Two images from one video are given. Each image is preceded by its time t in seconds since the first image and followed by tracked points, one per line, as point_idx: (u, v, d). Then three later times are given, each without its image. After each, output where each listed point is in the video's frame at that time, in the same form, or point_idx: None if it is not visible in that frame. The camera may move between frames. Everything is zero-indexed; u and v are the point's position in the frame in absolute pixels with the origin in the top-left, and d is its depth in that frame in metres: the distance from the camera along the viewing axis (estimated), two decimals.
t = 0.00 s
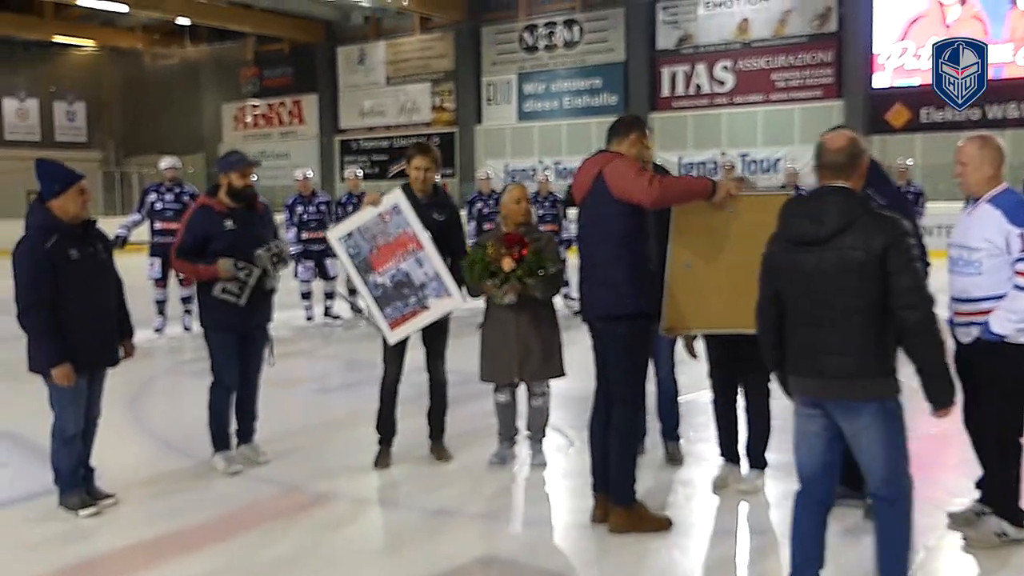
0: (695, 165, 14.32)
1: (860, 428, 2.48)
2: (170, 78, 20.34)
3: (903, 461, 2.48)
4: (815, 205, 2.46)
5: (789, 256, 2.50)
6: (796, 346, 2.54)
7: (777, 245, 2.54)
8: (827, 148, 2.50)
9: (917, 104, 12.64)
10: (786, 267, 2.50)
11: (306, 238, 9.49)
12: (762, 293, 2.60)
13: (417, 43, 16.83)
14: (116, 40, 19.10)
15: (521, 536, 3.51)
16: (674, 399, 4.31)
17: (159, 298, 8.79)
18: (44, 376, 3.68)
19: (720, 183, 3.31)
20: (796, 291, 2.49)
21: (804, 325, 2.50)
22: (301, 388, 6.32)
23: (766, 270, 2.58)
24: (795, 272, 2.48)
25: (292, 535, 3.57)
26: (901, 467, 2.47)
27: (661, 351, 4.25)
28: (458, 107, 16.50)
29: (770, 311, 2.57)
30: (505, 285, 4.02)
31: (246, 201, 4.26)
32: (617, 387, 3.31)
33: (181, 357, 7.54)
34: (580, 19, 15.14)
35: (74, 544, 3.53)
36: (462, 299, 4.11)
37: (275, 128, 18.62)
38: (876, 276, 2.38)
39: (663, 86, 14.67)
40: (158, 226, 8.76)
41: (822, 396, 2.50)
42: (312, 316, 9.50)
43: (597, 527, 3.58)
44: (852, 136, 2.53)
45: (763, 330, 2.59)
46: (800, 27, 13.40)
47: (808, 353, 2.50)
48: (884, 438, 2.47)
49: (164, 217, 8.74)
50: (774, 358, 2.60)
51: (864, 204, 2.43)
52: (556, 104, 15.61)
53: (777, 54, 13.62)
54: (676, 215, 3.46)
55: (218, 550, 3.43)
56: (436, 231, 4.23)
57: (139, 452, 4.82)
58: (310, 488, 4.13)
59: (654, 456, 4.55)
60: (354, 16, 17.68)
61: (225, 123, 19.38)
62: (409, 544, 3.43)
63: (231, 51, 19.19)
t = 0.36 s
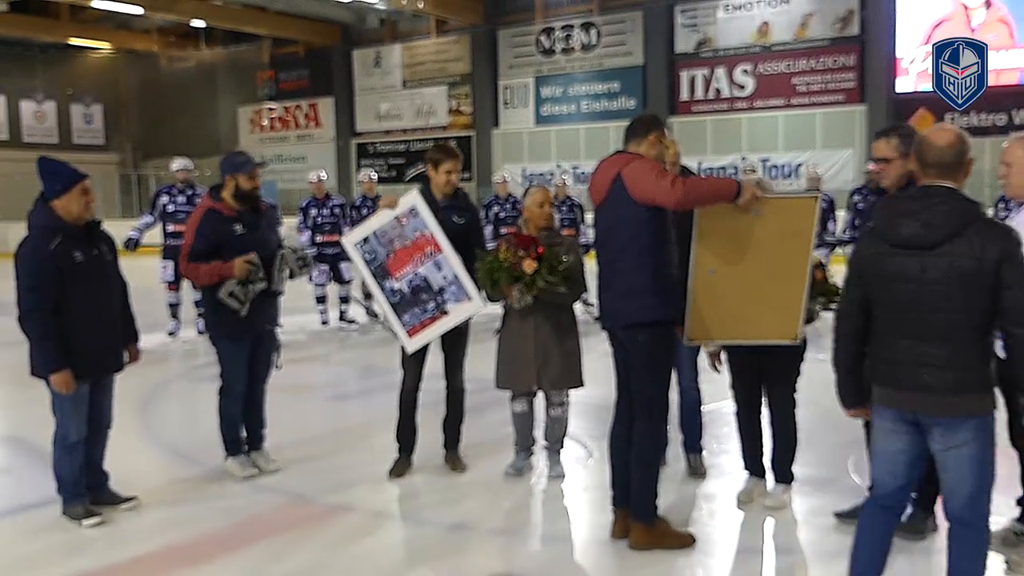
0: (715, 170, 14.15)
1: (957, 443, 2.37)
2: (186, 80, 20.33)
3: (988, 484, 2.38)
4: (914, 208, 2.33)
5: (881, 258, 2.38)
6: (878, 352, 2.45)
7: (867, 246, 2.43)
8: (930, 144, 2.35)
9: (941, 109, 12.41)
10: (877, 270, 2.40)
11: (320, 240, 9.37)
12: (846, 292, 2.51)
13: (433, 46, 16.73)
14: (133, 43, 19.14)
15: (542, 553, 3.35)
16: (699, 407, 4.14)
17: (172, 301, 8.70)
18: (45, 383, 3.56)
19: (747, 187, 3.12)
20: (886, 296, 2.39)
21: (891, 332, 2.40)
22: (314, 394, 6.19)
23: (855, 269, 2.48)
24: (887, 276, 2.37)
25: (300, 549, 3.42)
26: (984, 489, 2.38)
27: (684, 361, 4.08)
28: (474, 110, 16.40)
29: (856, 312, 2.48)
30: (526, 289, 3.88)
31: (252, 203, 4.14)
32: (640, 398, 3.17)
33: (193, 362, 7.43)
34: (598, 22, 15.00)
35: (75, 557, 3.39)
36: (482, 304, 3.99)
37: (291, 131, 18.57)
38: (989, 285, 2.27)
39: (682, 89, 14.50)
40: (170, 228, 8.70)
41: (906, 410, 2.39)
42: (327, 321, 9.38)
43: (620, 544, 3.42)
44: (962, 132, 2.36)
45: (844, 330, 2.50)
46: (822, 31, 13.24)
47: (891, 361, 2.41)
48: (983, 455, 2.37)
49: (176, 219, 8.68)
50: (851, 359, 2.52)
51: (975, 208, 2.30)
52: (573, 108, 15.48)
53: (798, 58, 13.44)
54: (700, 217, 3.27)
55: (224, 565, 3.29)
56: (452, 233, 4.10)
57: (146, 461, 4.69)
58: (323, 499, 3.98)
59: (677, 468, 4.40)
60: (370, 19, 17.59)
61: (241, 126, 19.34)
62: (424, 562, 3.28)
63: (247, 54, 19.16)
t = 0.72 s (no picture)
0: (721, 172, 14.04)
1: (1016, 458, 2.28)
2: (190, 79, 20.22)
3: None
4: (989, 210, 2.21)
5: (949, 262, 2.26)
6: (940, 361, 2.33)
7: (932, 251, 2.30)
8: (996, 148, 2.28)
9: (949, 112, 12.28)
10: (945, 275, 2.27)
11: (320, 241, 9.28)
12: (902, 299, 2.37)
13: (438, 46, 16.62)
14: (135, 41, 19.05)
15: (544, 568, 3.23)
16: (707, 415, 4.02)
17: (170, 302, 8.58)
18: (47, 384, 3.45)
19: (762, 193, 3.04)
20: (954, 303, 2.26)
21: (956, 341, 2.28)
22: (312, 399, 6.08)
23: (914, 275, 2.34)
24: (958, 282, 2.25)
25: (294, 562, 3.30)
26: None
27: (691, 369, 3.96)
28: (478, 110, 16.28)
29: (913, 320, 2.35)
30: (530, 289, 3.76)
31: (248, 203, 4.10)
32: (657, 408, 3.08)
33: (191, 364, 7.32)
34: (603, 23, 14.88)
35: (60, 570, 3.27)
36: (482, 306, 3.88)
37: (295, 131, 18.48)
38: None
39: (688, 91, 14.38)
40: (168, 227, 8.65)
41: (971, 423, 2.29)
42: (327, 322, 9.27)
43: (625, 557, 3.30)
44: None
45: (898, 340, 2.37)
46: (829, 33, 13.08)
47: (957, 370, 2.29)
48: None
49: (173, 219, 8.63)
50: (902, 370, 2.39)
51: None
52: (578, 109, 15.36)
53: (805, 60, 13.31)
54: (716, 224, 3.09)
55: None
56: (452, 234, 4.00)
57: (138, 467, 4.57)
58: (318, 509, 3.86)
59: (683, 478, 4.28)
60: (375, 19, 17.49)
61: (244, 125, 19.26)
62: None
63: (251, 53, 19.05)
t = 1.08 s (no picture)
0: (715, 173, 13.97)
1: None
2: (183, 78, 20.09)
3: None
4: (997, 217, 2.24)
5: (967, 273, 2.26)
6: (966, 375, 2.34)
7: (947, 263, 2.31)
8: (991, 151, 2.32)
9: (944, 115, 12.20)
10: (963, 289, 2.27)
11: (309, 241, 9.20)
12: (922, 317, 2.38)
13: (432, 47, 16.53)
14: (128, 40, 18.92)
15: None
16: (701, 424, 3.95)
17: (154, 303, 8.58)
18: (49, 386, 3.36)
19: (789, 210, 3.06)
20: (978, 315, 2.27)
21: (981, 351, 2.29)
22: (297, 406, 5.97)
23: (930, 291, 2.36)
24: (975, 293, 2.26)
25: None
26: None
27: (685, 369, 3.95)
28: (472, 112, 16.19)
29: (936, 338, 2.36)
30: (522, 290, 3.66)
31: (249, 203, 4.19)
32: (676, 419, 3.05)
33: (176, 368, 7.23)
34: (599, 25, 14.82)
35: None
36: (473, 311, 3.77)
37: (287, 131, 18.38)
38: None
39: (683, 93, 14.30)
40: (153, 228, 8.56)
41: (1002, 432, 2.29)
42: (315, 324, 9.17)
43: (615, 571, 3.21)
44: None
45: (925, 357, 2.38)
46: (825, 35, 13.01)
47: (982, 384, 2.29)
48: None
49: (160, 219, 8.51)
50: (933, 390, 2.41)
51: None
52: (573, 111, 15.28)
53: (800, 62, 13.24)
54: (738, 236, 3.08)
55: None
56: (443, 237, 3.89)
57: (118, 476, 4.48)
58: (297, 520, 3.77)
59: (674, 488, 4.19)
60: (369, 20, 17.40)
61: (236, 126, 19.17)
62: None
63: (245, 53, 18.95)
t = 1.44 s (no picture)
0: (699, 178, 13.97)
1: None
2: (167, 80, 19.94)
3: None
4: (1013, 221, 2.37)
5: (981, 276, 2.38)
6: (972, 379, 2.46)
7: (958, 267, 2.42)
8: (995, 151, 2.45)
9: (927, 119, 12.24)
10: (976, 293, 2.39)
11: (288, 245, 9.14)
12: (932, 323, 2.47)
13: (417, 49, 16.48)
14: (111, 41, 18.75)
15: None
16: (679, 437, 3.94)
17: (128, 307, 8.60)
18: (36, 390, 3.44)
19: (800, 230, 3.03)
20: (986, 321, 2.39)
21: (991, 358, 2.41)
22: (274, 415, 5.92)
23: (938, 296, 2.45)
24: (987, 296, 2.38)
25: None
26: None
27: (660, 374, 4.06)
28: (457, 115, 16.14)
29: (944, 344, 2.45)
30: (495, 298, 3.61)
31: (238, 203, 4.24)
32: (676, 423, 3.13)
33: (154, 376, 7.16)
34: (584, 28, 14.80)
35: None
36: (451, 318, 3.73)
37: (271, 133, 18.30)
38: None
39: (667, 96, 14.27)
40: (129, 230, 8.56)
41: (1007, 439, 2.42)
42: (294, 328, 9.10)
43: None
44: None
45: (933, 366, 2.46)
46: (808, 39, 13.02)
47: (990, 388, 2.42)
48: None
49: (135, 221, 8.52)
50: (934, 399, 2.50)
51: None
52: (557, 114, 15.24)
53: (784, 66, 13.25)
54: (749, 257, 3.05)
55: None
56: (420, 239, 3.84)
57: (87, 491, 4.41)
58: (267, 536, 3.72)
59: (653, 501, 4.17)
60: (354, 22, 17.32)
61: (220, 128, 19.07)
62: None
63: (229, 54, 18.87)
